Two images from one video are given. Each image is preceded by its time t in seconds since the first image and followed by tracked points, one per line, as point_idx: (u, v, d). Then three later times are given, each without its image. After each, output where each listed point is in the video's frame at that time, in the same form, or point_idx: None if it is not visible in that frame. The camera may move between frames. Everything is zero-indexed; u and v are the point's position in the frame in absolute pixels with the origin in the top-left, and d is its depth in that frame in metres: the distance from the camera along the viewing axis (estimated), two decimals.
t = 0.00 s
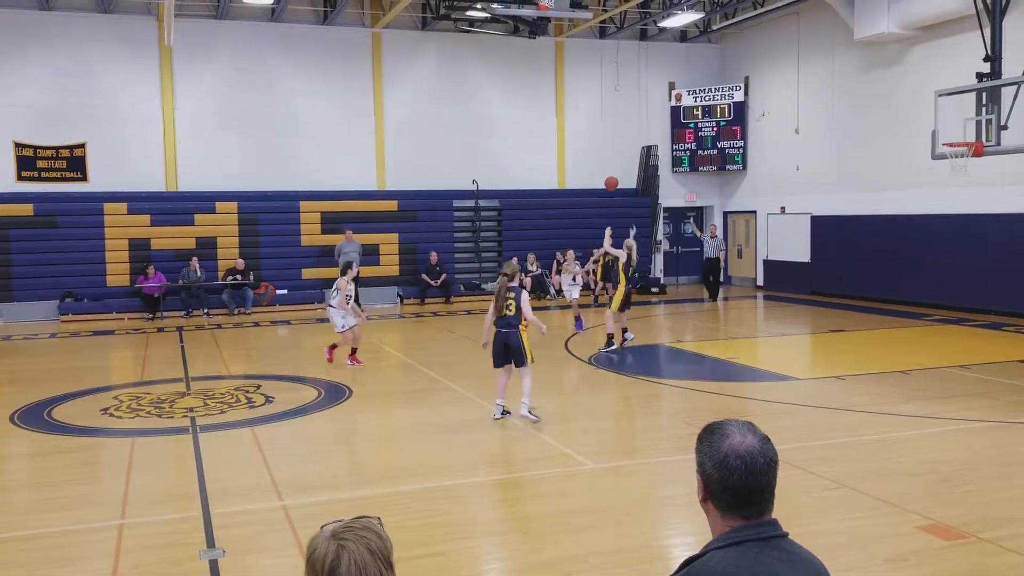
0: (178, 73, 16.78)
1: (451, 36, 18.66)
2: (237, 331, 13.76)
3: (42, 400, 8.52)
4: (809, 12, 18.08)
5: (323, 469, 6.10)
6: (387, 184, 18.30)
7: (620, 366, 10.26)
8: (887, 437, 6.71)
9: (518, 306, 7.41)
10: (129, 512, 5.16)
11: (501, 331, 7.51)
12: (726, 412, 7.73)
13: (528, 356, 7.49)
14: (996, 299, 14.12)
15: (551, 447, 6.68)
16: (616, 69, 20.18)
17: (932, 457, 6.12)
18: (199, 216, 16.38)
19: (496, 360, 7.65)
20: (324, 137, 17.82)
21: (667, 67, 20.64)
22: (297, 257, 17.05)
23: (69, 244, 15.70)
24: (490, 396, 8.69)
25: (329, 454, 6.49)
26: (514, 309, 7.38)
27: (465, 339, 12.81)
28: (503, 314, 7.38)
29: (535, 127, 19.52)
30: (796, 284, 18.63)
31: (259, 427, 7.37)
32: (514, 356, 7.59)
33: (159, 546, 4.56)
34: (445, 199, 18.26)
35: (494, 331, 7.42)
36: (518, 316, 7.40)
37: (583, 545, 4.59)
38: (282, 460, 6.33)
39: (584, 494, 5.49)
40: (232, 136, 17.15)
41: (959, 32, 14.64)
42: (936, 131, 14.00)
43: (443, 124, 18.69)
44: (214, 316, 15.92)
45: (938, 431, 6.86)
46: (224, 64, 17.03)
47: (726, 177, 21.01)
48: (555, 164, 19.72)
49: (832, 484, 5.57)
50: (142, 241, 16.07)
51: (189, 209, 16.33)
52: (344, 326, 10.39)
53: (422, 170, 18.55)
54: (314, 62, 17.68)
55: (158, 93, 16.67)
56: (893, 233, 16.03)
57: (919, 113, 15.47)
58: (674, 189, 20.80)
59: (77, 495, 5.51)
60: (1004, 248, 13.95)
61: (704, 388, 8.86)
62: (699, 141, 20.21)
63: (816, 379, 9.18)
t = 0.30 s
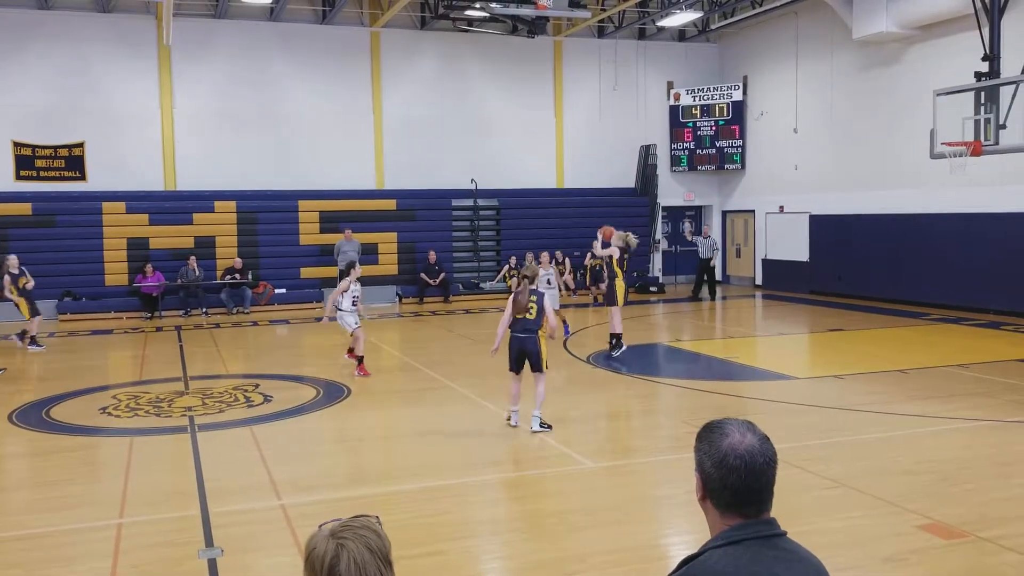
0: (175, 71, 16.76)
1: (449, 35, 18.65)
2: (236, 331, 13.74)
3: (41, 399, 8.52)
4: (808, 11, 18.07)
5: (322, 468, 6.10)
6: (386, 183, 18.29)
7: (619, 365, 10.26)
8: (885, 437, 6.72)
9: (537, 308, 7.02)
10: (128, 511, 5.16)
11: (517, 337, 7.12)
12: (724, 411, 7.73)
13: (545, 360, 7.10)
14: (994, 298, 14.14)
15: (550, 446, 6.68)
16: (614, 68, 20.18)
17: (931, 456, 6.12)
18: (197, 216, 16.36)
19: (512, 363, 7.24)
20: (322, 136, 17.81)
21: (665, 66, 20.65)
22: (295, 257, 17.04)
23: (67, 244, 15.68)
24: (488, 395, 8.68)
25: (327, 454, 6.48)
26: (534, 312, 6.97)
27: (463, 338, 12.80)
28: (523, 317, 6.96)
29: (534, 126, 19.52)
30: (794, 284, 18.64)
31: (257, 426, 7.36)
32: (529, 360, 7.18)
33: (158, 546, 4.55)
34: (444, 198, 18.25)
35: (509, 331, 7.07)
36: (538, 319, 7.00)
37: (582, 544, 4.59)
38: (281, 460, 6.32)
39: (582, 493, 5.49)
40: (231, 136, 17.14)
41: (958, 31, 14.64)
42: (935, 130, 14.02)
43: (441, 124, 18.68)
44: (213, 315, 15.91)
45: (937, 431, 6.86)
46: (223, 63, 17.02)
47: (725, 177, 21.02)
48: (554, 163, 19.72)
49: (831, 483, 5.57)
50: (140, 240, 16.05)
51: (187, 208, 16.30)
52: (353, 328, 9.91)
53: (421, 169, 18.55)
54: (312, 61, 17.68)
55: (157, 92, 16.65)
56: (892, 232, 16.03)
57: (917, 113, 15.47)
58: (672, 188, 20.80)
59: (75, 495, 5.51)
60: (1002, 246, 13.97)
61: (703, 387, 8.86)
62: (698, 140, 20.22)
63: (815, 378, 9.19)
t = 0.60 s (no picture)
0: (177, 72, 16.77)
1: (451, 36, 18.66)
2: (238, 331, 13.76)
3: (43, 400, 8.53)
4: (810, 11, 18.06)
5: (324, 468, 6.10)
6: (388, 183, 18.31)
7: (620, 365, 10.26)
8: (887, 437, 6.71)
9: (546, 315, 6.97)
10: (130, 511, 5.17)
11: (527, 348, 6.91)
12: (726, 411, 7.72)
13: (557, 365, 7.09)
14: (996, 298, 14.12)
15: (551, 446, 6.68)
16: (615, 69, 20.18)
17: (933, 456, 6.12)
18: (199, 216, 16.37)
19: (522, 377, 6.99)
20: (324, 137, 17.83)
21: (667, 67, 20.65)
22: (297, 257, 17.05)
23: (69, 244, 15.69)
24: (489, 395, 8.68)
25: (328, 454, 6.48)
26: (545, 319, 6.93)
27: (465, 338, 12.81)
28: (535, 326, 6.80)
29: (536, 126, 19.52)
30: (796, 284, 18.64)
31: (258, 427, 7.37)
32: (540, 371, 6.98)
33: (160, 547, 4.56)
34: (446, 199, 18.25)
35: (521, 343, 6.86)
36: (549, 325, 6.96)
37: (584, 544, 4.59)
38: (283, 460, 6.33)
39: (583, 493, 5.50)
40: (233, 137, 17.15)
41: (959, 31, 14.61)
42: (937, 130, 14.00)
43: (443, 124, 18.69)
44: (215, 316, 15.92)
45: (939, 431, 6.86)
46: (225, 64, 17.04)
47: (726, 177, 21.01)
48: (555, 164, 19.72)
49: (832, 483, 5.57)
50: (142, 241, 16.06)
51: (189, 208, 16.31)
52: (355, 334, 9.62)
53: (422, 169, 18.56)
54: (314, 62, 17.69)
55: (158, 92, 16.66)
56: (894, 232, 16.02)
57: (919, 113, 15.46)
58: (674, 188, 20.80)
59: (77, 495, 5.51)
60: (1004, 245, 13.95)
61: (705, 387, 8.86)
62: (699, 141, 20.22)
63: (816, 378, 9.18)
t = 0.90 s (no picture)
0: (173, 72, 16.75)
1: (447, 36, 18.65)
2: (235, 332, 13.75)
3: (40, 401, 8.51)
4: (806, 11, 18.07)
5: (322, 469, 6.10)
6: (384, 183, 18.30)
7: (617, 366, 10.26)
8: (885, 437, 6.72)
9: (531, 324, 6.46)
10: (128, 512, 5.16)
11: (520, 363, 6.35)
12: (723, 412, 7.73)
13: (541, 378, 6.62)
14: (993, 298, 14.15)
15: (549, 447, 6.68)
16: (612, 69, 20.20)
17: (931, 456, 6.12)
18: (195, 217, 16.34)
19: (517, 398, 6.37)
20: (320, 137, 17.81)
21: (664, 67, 20.67)
22: (294, 258, 17.03)
23: (65, 245, 15.65)
24: (487, 396, 8.67)
25: (326, 455, 6.47)
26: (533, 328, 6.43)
27: (462, 339, 12.80)
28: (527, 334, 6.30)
29: (533, 127, 19.52)
30: (792, 283, 18.68)
31: (256, 428, 7.36)
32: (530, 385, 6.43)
33: (158, 547, 4.55)
34: (443, 199, 18.24)
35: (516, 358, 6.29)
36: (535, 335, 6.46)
37: (582, 545, 4.59)
38: (280, 460, 6.32)
39: (582, 493, 5.50)
40: (229, 137, 17.13)
41: (956, 31, 14.65)
42: (934, 130, 14.03)
43: (440, 124, 18.69)
44: (211, 317, 15.89)
45: (937, 431, 6.87)
46: (221, 65, 17.01)
47: (723, 177, 21.04)
48: (552, 164, 19.73)
49: (831, 483, 5.57)
50: (138, 242, 16.03)
51: (185, 209, 16.28)
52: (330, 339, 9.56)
53: (419, 170, 18.55)
54: (311, 62, 17.68)
55: (154, 93, 16.63)
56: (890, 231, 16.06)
57: (916, 112, 15.48)
58: (670, 188, 20.81)
59: (75, 496, 5.50)
60: (1000, 244, 13.98)
61: (702, 387, 8.86)
62: (696, 141, 20.24)
63: (814, 378, 9.19)
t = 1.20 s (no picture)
0: (173, 75, 16.77)
1: (447, 39, 18.68)
2: (235, 335, 13.75)
3: (41, 405, 8.51)
4: (806, 13, 18.08)
5: (323, 472, 6.10)
6: (384, 186, 18.31)
7: (618, 368, 10.26)
8: (885, 438, 6.71)
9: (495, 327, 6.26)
10: (129, 516, 5.16)
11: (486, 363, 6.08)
12: (724, 413, 7.73)
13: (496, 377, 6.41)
14: (994, 299, 14.14)
15: (550, 449, 6.68)
16: (612, 71, 20.21)
17: (932, 458, 6.12)
18: (196, 220, 16.35)
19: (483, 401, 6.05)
20: (321, 141, 17.83)
21: (664, 69, 20.70)
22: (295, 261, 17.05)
23: (65, 249, 15.66)
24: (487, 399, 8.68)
25: (327, 458, 6.47)
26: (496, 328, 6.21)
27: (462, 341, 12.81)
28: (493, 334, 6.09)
29: (533, 130, 19.54)
30: (793, 285, 18.69)
31: (257, 431, 7.37)
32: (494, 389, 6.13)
33: (159, 551, 4.55)
34: (442, 202, 18.24)
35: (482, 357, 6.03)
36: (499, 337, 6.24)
37: (582, 547, 4.59)
38: (281, 464, 6.32)
39: (583, 496, 5.50)
40: (230, 140, 17.15)
41: (954, 33, 14.67)
42: (933, 131, 14.04)
43: (440, 127, 18.70)
44: (212, 321, 15.90)
45: (938, 431, 6.86)
46: (221, 69, 17.03)
47: (723, 179, 21.04)
48: (552, 166, 19.74)
49: (831, 484, 5.57)
50: (139, 246, 16.04)
51: (186, 213, 16.30)
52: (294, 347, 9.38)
53: (419, 173, 18.56)
54: (310, 65, 17.70)
55: (155, 97, 16.65)
56: (890, 232, 16.07)
57: (916, 113, 15.49)
58: (670, 190, 20.82)
59: (76, 500, 5.51)
60: (1001, 246, 13.98)
61: (703, 389, 8.86)
62: (696, 143, 20.27)
63: (815, 380, 9.18)
